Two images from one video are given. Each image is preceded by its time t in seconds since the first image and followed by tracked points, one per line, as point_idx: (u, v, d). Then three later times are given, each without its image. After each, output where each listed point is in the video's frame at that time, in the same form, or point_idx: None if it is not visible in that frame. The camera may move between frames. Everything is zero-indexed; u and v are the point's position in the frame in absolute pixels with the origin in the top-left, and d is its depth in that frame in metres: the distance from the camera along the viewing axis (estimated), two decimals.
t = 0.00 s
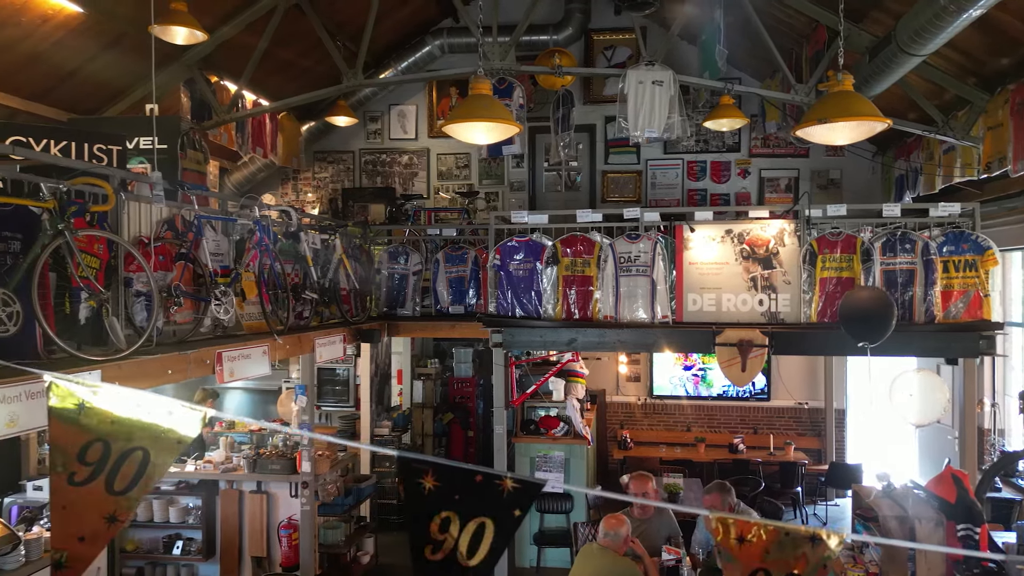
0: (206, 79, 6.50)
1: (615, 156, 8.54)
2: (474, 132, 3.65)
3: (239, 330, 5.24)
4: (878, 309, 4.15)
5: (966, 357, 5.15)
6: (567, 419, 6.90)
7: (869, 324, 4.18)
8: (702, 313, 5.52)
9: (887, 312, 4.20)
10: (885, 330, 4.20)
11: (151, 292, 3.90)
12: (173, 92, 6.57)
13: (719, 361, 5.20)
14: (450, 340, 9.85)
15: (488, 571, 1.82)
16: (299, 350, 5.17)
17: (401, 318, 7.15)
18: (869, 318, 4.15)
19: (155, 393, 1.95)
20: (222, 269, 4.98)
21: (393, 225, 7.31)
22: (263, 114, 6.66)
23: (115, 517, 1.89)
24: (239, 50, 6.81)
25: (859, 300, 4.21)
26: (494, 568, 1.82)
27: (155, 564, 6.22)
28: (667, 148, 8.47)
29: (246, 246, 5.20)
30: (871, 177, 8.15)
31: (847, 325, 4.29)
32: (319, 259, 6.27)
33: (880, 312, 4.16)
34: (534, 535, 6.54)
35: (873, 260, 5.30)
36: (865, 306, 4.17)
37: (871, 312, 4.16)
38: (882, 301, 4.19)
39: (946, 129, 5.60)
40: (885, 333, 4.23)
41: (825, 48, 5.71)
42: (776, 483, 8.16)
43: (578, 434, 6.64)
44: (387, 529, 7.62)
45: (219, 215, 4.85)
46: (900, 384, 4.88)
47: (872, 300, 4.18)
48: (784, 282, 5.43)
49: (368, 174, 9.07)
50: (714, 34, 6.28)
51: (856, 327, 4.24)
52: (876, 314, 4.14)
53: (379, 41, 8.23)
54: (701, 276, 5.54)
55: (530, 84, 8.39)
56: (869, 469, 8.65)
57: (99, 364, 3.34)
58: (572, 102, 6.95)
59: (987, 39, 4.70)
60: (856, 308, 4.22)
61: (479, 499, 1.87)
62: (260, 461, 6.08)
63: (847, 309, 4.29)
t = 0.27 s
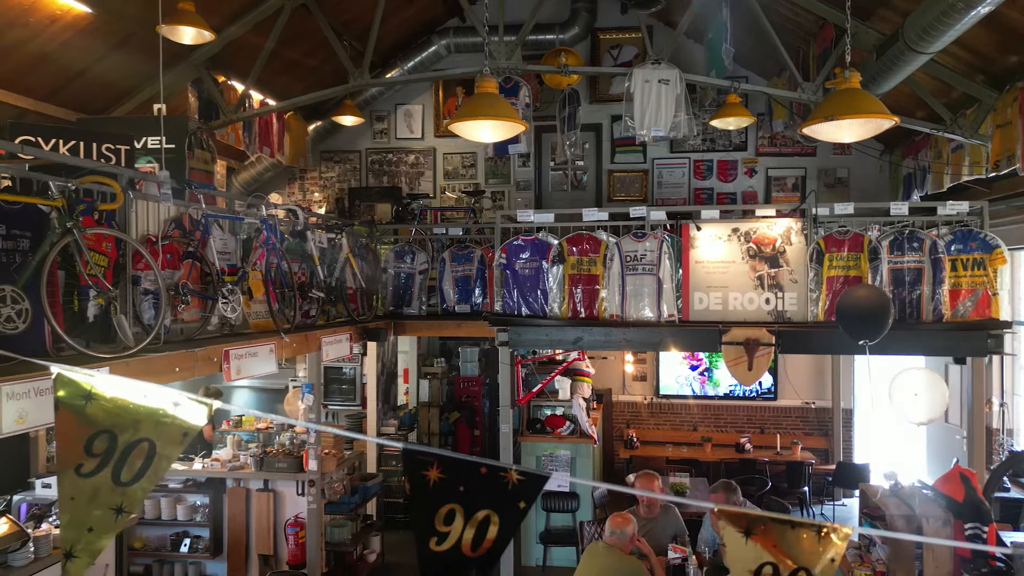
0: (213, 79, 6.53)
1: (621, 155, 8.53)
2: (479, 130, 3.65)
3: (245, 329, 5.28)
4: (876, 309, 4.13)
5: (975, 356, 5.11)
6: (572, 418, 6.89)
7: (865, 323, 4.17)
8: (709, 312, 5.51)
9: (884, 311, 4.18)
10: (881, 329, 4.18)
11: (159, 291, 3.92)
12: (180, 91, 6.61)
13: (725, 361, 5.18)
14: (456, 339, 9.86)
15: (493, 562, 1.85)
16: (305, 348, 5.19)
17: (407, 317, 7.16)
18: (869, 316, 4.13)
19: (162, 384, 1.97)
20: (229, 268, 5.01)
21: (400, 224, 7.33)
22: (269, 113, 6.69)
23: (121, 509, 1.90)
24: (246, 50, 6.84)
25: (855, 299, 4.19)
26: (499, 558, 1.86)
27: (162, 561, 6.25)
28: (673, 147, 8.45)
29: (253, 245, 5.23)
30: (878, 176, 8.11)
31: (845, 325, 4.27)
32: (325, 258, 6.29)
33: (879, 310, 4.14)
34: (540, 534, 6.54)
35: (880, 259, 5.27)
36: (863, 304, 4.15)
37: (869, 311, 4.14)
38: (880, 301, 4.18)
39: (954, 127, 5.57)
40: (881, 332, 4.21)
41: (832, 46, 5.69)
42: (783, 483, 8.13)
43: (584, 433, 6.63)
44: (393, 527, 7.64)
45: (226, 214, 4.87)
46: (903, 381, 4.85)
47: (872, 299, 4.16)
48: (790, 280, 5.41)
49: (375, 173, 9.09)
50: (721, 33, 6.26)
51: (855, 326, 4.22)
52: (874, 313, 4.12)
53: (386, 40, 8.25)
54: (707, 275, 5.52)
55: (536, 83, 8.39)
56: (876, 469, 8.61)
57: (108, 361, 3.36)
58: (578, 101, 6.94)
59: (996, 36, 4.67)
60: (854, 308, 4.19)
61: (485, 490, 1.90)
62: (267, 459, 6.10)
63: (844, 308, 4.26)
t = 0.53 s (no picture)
0: (219, 79, 6.56)
1: (627, 155, 8.51)
2: (484, 130, 3.64)
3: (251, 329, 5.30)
4: (876, 313, 4.10)
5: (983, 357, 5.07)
6: (578, 419, 6.88)
7: (866, 325, 4.14)
8: (714, 313, 5.49)
9: (883, 312, 4.15)
10: (881, 329, 4.15)
11: (163, 291, 3.94)
12: (186, 92, 6.63)
13: (730, 361, 5.15)
14: (461, 340, 9.86)
15: (491, 558, 1.82)
16: (310, 348, 5.20)
17: (413, 317, 7.17)
18: (868, 317, 4.10)
19: (163, 384, 1.92)
20: (234, 268, 5.04)
21: (405, 224, 7.33)
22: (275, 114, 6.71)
23: (121, 508, 1.89)
24: (252, 51, 6.86)
25: (855, 300, 4.17)
26: (495, 555, 1.83)
27: (168, 561, 6.28)
28: (679, 147, 8.43)
29: (258, 245, 5.24)
30: (886, 176, 8.05)
31: (845, 327, 4.23)
32: (331, 259, 6.30)
33: (878, 313, 4.11)
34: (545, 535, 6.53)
35: (888, 259, 5.23)
36: (863, 306, 4.11)
37: (869, 312, 4.11)
38: (880, 302, 4.14)
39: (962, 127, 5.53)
40: (879, 334, 4.19)
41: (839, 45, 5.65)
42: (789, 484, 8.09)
43: (590, 434, 6.62)
44: (399, 528, 7.65)
45: (232, 215, 4.89)
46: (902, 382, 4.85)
47: (873, 300, 4.12)
48: (797, 281, 5.38)
49: (380, 173, 9.10)
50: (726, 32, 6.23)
51: (855, 328, 4.19)
52: (874, 316, 4.09)
53: (391, 41, 8.26)
54: (713, 275, 5.51)
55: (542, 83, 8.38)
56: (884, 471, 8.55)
57: (113, 361, 3.38)
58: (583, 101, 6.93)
59: (1004, 35, 4.63)
60: (855, 309, 4.16)
61: (484, 488, 1.90)
62: (273, 459, 6.12)
63: (844, 308, 4.24)
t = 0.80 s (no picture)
0: (226, 80, 6.58)
1: (633, 155, 8.49)
2: (489, 130, 3.64)
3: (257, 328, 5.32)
4: (881, 314, 4.07)
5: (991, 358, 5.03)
6: (583, 419, 6.87)
7: (870, 327, 4.12)
8: (720, 313, 5.47)
9: (888, 314, 4.13)
10: (885, 330, 4.12)
11: (170, 291, 3.95)
12: (193, 93, 6.66)
13: (737, 362, 5.11)
14: (467, 340, 9.87)
15: (495, 551, 1.85)
16: (316, 348, 5.21)
17: (418, 317, 7.17)
18: (872, 319, 4.08)
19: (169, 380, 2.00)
20: (240, 268, 5.06)
21: (411, 224, 7.34)
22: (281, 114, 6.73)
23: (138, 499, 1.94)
24: (258, 52, 6.88)
25: (860, 301, 4.13)
26: (500, 549, 1.85)
27: (175, 560, 6.31)
28: (685, 146, 8.41)
29: (264, 245, 5.25)
30: (893, 175, 8.01)
31: (849, 328, 4.21)
32: (337, 259, 6.31)
33: (882, 316, 4.09)
34: (550, 535, 6.52)
35: (895, 259, 5.20)
36: (869, 308, 4.09)
37: (874, 313, 4.08)
38: (884, 304, 4.12)
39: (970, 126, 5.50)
40: (881, 335, 4.16)
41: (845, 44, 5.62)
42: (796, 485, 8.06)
43: (595, 434, 6.61)
44: (404, 527, 7.66)
45: (238, 215, 4.91)
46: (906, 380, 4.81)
47: (877, 303, 4.09)
48: (803, 281, 5.36)
49: (386, 174, 9.11)
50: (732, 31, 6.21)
51: (859, 330, 4.17)
52: (878, 318, 4.07)
53: (397, 41, 8.27)
54: (719, 275, 5.49)
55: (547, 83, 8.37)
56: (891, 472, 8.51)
57: (119, 361, 3.39)
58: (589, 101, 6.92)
59: (1013, 34, 4.59)
60: (859, 309, 4.14)
61: (489, 485, 1.88)
62: (279, 459, 6.14)
63: (848, 309, 4.22)
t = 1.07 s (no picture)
0: (233, 80, 6.62)
1: (639, 155, 8.48)
2: (496, 130, 3.64)
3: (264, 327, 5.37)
4: (891, 312, 4.06)
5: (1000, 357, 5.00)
6: (589, 418, 6.87)
7: (881, 325, 4.11)
8: (727, 312, 5.47)
9: (898, 312, 4.11)
10: (893, 329, 4.12)
11: (178, 290, 3.98)
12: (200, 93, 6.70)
13: (743, 361, 5.13)
14: (473, 339, 9.89)
15: (507, 537, 1.78)
16: (323, 348, 5.23)
17: (424, 317, 7.19)
18: (882, 319, 4.07)
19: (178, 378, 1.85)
20: (247, 268, 5.08)
21: (417, 224, 7.35)
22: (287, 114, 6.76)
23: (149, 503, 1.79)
24: (265, 52, 6.91)
25: (871, 299, 4.11)
26: (512, 535, 1.77)
27: (183, 559, 6.34)
28: (691, 146, 8.39)
29: (271, 245, 5.28)
30: (901, 174, 7.97)
31: (858, 324, 4.20)
32: (343, 258, 6.33)
33: (891, 313, 4.07)
34: (556, 534, 6.53)
35: (902, 258, 5.17)
36: (881, 308, 4.06)
37: (885, 312, 4.07)
38: (894, 303, 4.09)
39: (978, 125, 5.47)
40: (893, 332, 4.15)
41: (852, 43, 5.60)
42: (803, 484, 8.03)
43: (601, 434, 6.60)
44: (410, 527, 7.68)
45: (245, 214, 4.93)
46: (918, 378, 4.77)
47: (887, 301, 4.08)
48: (810, 280, 5.35)
49: (392, 173, 9.13)
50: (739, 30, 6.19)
51: (868, 327, 4.16)
52: (890, 315, 4.06)
53: (403, 41, 8.28)
54: (725, 274, 5.48)
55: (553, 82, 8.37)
56: (898, 473, 8.47)
57: (128, 360, 3.41)
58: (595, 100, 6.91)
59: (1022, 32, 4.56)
60: (869, 308, 4.12)
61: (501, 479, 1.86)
62: (286, 458, 6.17)
63: (857, 307, 4.20)
